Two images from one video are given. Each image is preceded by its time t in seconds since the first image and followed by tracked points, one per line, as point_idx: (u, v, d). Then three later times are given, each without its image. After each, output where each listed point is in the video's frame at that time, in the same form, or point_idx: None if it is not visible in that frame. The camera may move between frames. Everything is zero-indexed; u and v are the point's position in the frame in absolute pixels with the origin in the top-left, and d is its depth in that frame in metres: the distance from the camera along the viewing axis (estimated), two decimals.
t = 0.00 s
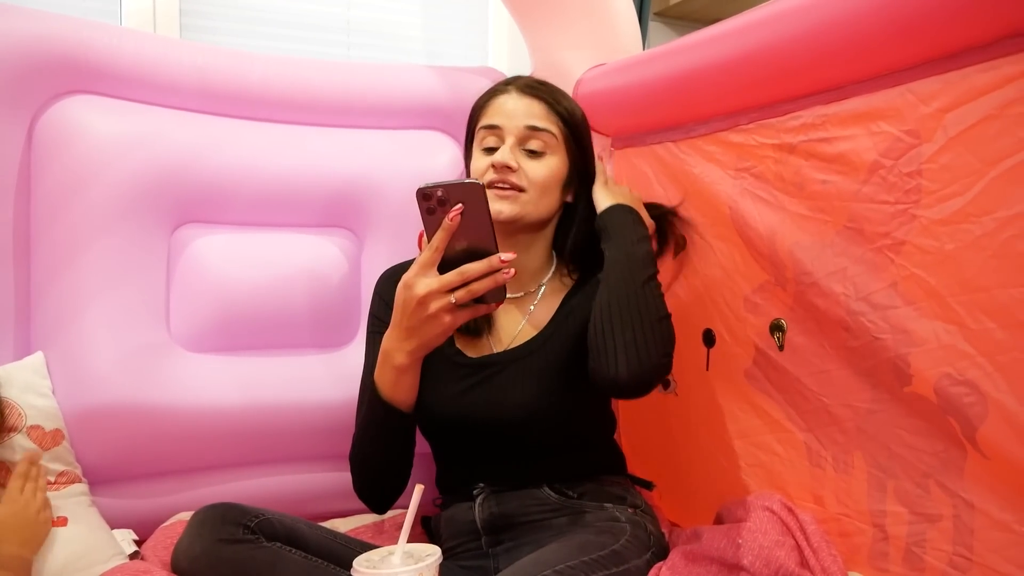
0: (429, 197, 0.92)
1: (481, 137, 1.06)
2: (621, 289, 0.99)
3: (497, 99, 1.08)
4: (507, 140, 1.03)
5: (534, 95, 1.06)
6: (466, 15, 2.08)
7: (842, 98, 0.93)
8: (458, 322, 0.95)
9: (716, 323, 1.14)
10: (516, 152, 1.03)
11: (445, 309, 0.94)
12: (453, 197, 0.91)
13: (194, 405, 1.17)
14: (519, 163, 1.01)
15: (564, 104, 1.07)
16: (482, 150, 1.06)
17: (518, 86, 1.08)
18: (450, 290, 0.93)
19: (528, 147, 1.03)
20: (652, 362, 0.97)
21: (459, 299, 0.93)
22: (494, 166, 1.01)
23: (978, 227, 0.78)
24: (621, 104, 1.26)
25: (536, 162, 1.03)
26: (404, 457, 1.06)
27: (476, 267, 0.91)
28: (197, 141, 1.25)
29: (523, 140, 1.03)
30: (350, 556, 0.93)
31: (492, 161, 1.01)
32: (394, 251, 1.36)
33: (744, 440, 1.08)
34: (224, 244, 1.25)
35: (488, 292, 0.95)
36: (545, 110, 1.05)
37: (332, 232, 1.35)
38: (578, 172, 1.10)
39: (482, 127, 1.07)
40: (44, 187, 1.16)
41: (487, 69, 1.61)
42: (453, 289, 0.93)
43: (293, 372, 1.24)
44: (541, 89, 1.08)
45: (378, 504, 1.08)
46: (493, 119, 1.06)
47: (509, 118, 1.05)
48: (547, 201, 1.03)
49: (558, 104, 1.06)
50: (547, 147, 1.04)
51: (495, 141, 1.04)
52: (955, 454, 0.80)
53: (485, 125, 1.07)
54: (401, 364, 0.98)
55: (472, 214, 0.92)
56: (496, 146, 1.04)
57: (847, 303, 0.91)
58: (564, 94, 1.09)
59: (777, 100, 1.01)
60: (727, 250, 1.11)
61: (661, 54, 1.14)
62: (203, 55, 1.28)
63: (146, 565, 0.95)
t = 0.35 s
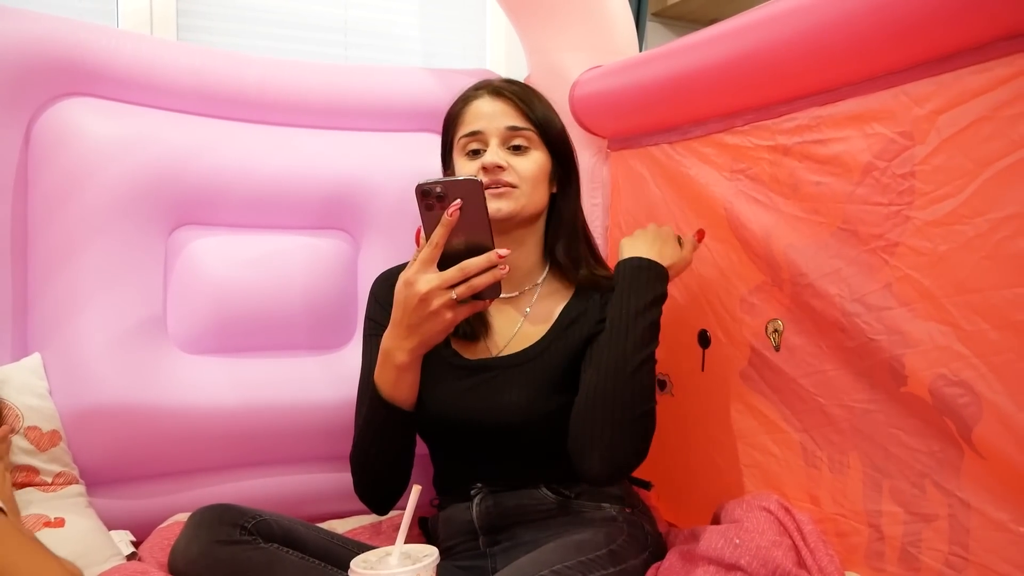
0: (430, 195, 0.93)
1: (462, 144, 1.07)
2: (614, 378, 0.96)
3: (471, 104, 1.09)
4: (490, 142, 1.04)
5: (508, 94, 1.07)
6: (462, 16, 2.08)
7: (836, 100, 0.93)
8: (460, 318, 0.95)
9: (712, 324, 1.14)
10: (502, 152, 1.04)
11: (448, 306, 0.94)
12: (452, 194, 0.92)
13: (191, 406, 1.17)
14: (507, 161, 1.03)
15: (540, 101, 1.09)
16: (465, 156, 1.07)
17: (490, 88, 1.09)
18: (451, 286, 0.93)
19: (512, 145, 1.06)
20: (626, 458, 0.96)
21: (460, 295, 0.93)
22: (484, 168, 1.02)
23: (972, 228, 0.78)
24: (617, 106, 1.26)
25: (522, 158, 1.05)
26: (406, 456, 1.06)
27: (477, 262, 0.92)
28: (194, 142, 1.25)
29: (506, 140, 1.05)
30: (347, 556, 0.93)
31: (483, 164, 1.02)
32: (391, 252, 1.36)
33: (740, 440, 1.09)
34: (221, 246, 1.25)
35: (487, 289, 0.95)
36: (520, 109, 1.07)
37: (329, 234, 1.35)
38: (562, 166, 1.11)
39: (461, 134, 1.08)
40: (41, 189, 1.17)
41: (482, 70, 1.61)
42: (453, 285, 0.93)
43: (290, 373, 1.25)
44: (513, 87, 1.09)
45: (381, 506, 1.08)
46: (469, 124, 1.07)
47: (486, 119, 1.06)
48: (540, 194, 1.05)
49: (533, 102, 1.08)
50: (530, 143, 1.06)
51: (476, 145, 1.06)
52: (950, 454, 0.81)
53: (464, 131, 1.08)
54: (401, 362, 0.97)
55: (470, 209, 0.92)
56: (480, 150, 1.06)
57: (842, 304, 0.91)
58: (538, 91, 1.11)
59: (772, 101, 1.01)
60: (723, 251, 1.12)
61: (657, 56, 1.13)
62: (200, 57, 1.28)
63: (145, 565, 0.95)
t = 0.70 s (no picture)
0: (426, 203, 0.93)
1: (461, 145, 1.07)
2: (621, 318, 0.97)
3: (470, 104, 1.08)
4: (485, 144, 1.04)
5: (504, 95, 1.06)
6: (462, 15, 2.08)
7: (837, 97, 0.93)
8: (458, 325, 0.96)
9: (713, 322, 1.14)
10: (497, 154, 1.03)
11: (445, 313, 0.94)
12: (448, 203, 0.92)
13: (193, 406, 1.17)
14: (501, 163, 1.02)
15: (539, 101, 1.07)
16: (464, 157, 1.07)
17: (489, 88, 1.08)
18: (448, 294, 0.93)
19: (509, 146, 1.05)
20: (654, 389, 0.96)
21: (457, 302, 0.94)
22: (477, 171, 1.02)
23: (975, 225, 0.78)
24: (617, 104, 1.25)
25: (517, 160, 1.04)
26: (407, 459, 1.05)
27: (473, 270, 0.93)
28: (195, 142, 1.25)
29: (502, 141, 1.04)
30: (348, 556, 0.93)
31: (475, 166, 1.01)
32: (392, 251, 1.36)
33: (742, 439, 1.08)
34: (222, 246, 1.25)
35: (483, 295, 0.96)
36: (517, 108, 1.05)
37: (329, 233, 1.35)
38: (562, 165, 1.10)
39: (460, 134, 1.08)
40: (43, 188, 1.17)
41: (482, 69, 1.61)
42: (449, 292, 0.94)
43: (291, 372, 1.25)
44: (512, 86, 1.08)
45: (380, 505, 1.07)
46: (468, 125, 1.07)
47: (483, 120, 1.05)
48: (535, 196, 1.04)
49: (530, 101, 1.06)
50: (525, 145, 1.05)
51: (474, 146, 1.06)
52: (952, 452, 0.80)
53: (463, 132, 1.08)
54: (399, 370, 0.97)
55: (466, 217, 0.93)
56: (477, 151, 1.06)
57: (844, 301, 0.91)
58: (538, 89, 1.09)
59: (773, 98, 1.01)
60: (724, 249, 1.11)
61: (657, 54, 1.13)
62: (200, 56, 1.28)
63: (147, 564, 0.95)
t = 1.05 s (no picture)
0: (440, 200, 0.94)
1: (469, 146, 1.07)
2: (625, 271, 0.98)
3: (476, 104, 1.06)
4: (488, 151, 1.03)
5: (507, 96, 1.03)
6: (471, 12, 2.08)
7: (849, 90, 0.92)
8: (471, 320, 0.96)
9: (724, 318, 1.13)
10: (501, 159, 1.03)
11: (458, 309, 0.95)
12: (462, 199, 0.93)
13: (204, 401, 1.18)
14: (504, 171, 1.02)
15: (546, 99, 1.04)
16: (472, 159, 1.07)
17: (493, 88, 1.06)
18: (461, 289, 0.94)
19: (514, 149, 1.04)
20: (669, 327, 0.95)
21: (470, 298, 0.94)
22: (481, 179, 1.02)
23: (990, 219, 0.77)
24: (626, 99, 1.25)
25: (521, 166, 1.03)
26: (420, 455, 1.06)
27: (485, 265, 0.92)
28: (206, 138, 1.26)
29: (506, 145, 1.03)
30: (358, 550, 0.93)
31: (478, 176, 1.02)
32: (402, 247, 1.36)
33: (753, 435, 1.08)
34: (233, 241, 1.25)
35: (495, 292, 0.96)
36: (520, 112, 1.03)
37: (339, 228, 1.36)
38: (572, 161, 1.08)
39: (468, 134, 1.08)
40: (57, 185, 1.18)
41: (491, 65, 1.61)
42: (463, 288, 0.94)
43: (301, 368, 1.25)
44: (518, 83, 1.05)
45: (389, 499, 1.07)
46: (473, 126, 1.05)
47: (487, 123, 1.04)
48: (540, 202, 1.04)
49: (535, 102, 1.03)
50: (529, 150, 1.03)
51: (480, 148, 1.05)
52: (966, 449, 0.79)
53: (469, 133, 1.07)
54: (411, 366, 0.98)
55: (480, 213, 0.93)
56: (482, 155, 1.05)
57: (856, 297, 0.90)
58: (545, 84, 1.06)
59: (784, 91, 1.00)
60: (735, 244, 1.11)
61: (667, 48, 1.13)
62: (210, 53, 1.29)
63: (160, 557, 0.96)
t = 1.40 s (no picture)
0: (450, 199, 0.94)
1: (469, 146, 1.06)
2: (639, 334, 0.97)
3: (475, 103, 1.06)
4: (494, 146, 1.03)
5: (508, 93, 1.04)
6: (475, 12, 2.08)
7: (852, 89, 0.92)
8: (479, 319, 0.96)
9: (728, 317, 1.13)
10: (507, 155, 1.03)
11: (468, 308, 0.94)
12: (472, 198, 0.93)
13: (209, 402, 1.18)
14: (512, 166, 1.02)
15: (546, 97, 1.05)
16: (473, 158, 1.07)
17: (493, 86, 1.06)
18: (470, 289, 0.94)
19: (518, 145, 1.04)
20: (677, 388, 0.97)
21: (480, 297, 0.94)
22: (489, 175, 1.02)
23: (993, 217, 0.77)
24: (629, 98, 1.25)
25: (527, 160, 1.03)
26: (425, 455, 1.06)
27: (494, 265, 0.93)
28: (209, 139, 1.26)
29: (511, 141, 1.03)
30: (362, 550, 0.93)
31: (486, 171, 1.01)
32: (406, 247, 1.36)
33: (757, 434, 1.08)
34: (237, 242, 1.26)
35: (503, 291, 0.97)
36: (523, 107, 1.04)
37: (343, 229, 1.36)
38: (574, 157, 1.08)
39: (467, 134, 1.07)
40: (59, 187, 1.18)
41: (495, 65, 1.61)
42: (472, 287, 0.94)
43: (305, 368, 1.25)
44: (516, 81, 1.06)
45: (394, 499, 1.07)
46: (473, 125, 1.05)
47: (489, 120, 1.04)
48: (548, 195, 1.04)
49: (537, 98, 1.04)
50: (534, 144, 1.04)
51: (483, 146, 1.05)
52: (970, 448, 0.80)
53: (469, 132, 1.06)
54: (419, 364, 0.98)
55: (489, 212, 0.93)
56: (486, 152, 1.05)
57: (860, 295, 0.90)
58: (543, 84, 1.07)
59: (787, 90, 1.00)
60: (738, 243, 1.11)
61: (669, 48, 1.13)
62: (214, 54, 1.29)
63: (166, 558, 0.96)
